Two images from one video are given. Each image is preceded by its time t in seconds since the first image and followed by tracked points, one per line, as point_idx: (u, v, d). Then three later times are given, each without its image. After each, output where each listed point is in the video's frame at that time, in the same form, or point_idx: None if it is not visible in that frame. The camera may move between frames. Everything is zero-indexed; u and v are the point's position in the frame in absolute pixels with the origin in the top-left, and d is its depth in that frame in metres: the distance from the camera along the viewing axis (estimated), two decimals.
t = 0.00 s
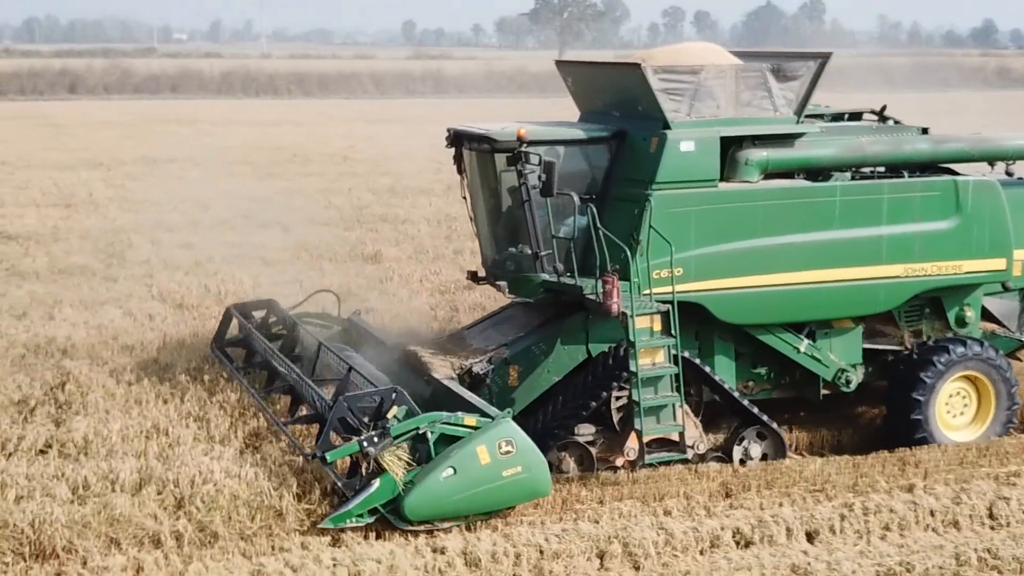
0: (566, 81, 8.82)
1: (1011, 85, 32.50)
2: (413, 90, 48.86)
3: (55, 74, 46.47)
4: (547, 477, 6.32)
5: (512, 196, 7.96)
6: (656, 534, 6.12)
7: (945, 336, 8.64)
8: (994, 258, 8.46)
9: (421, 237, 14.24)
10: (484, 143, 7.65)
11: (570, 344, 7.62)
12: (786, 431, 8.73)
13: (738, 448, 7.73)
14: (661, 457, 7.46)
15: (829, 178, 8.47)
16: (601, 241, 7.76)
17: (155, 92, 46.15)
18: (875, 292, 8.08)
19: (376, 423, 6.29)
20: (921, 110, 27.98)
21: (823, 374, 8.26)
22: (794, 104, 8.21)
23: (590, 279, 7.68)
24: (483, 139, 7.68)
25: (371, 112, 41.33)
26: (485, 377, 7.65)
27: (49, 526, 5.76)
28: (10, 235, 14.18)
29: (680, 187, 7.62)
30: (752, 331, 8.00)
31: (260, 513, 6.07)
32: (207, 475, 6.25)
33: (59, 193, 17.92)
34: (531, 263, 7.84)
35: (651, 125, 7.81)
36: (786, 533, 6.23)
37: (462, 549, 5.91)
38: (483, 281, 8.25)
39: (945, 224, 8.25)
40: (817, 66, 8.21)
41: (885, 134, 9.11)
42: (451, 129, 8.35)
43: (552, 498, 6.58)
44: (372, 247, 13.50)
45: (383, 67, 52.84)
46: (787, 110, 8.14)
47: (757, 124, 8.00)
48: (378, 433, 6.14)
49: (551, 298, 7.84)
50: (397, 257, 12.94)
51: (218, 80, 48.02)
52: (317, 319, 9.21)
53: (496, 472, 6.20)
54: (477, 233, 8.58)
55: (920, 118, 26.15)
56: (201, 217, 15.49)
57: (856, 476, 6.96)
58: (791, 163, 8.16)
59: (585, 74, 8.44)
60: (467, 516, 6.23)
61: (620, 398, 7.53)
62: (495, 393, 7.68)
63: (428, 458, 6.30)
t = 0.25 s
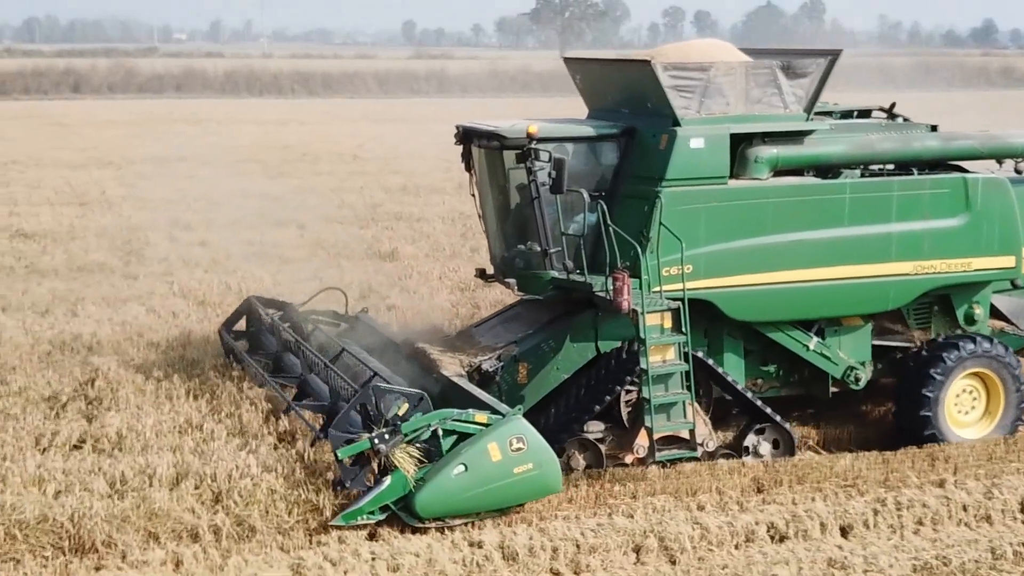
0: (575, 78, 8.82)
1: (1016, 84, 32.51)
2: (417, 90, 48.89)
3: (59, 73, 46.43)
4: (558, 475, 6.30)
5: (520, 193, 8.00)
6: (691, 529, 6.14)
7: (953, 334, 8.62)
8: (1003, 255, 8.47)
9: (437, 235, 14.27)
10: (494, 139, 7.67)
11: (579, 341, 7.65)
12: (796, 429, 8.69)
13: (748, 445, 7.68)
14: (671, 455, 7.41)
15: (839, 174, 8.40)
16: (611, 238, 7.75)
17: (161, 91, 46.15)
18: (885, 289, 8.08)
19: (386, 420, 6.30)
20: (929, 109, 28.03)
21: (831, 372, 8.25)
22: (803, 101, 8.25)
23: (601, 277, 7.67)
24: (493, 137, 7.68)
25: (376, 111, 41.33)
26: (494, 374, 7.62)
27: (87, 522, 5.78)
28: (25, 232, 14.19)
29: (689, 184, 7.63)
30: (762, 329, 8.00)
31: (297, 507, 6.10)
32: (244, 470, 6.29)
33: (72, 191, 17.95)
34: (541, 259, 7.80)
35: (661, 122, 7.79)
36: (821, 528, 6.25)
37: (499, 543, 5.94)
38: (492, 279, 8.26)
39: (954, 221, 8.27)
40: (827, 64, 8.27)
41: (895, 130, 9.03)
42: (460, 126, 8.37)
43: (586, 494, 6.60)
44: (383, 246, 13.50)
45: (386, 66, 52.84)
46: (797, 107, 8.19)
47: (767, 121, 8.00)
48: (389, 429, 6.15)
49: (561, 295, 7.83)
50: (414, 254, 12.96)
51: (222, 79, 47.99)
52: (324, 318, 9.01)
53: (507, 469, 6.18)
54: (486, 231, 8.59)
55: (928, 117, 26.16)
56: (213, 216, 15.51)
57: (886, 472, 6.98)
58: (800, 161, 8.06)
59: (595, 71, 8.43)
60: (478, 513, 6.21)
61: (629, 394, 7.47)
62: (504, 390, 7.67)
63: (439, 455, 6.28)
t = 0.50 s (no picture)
0: (584, 74, 8.81)
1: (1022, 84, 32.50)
2: (420, 89, 48.92)
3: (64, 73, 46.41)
4: (566, 470, 6.30)
5: (529, 189, 7.92)
6: (725, 522, 6.16)
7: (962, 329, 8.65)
8: (1012, 251, 8.45)
9: (453, 233, 14.29)
10: (503, 136, 7.69)
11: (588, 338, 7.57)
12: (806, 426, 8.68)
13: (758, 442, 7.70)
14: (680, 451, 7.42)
15: (847, 171, 8.42)
16: (620, 234, 7.79)
17: (167, 90, 46.18)
18: (894, 285, 8.08)
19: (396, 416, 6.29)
20: (937, 108, 28.10)
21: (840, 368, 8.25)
22: (813, 97, 8.24)
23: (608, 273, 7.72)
24: (501, 133, 7.70)
25: (381, 110, 41.34)
26: (503, 371, 7.55)
27: (127, 514, 5.82)
28: (40, 229, 14.23)
29: (698, 181, 7.63)
30: (771, 325, 8.00)
31: (332, 500, 6.13)
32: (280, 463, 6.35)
33: (85, 189, 17.99)
34: (549, 256, 7.79)
35: (670, 118, 7.83)
36: (854, 522, 6.27)
37: (535, 537, 5.97)
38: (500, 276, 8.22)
39: (963, 218, 8.25)
40: (836, 60, 8.24)
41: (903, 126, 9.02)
42: (468, 123, 8.36)
43: (620, 489, 6.61)
44: (395, 243, 13.53)
45: (391, 66, 52.85)
46: (806, 103, 8.17)
47: (776, 118, 8.00)
48: (398, 426, 6.14)
49: (569, 291, 7.85)
50: (430, 252, 12.99)
51: (226, 79, 47.98)
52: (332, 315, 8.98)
53: (516, 465, 6.18)
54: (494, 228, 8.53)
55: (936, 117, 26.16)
56: (226, 214, 15.54)
57: (916, 466, 7.01)
58: (809, 158, 8.07)
59: (604, 68, 8.42)
60: (487, 510, 6.20)
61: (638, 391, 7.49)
62: (513, 387, 7.59)
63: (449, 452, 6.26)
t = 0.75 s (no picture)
0: (590, 72, 8.76)
1: None
2: (424, 89, 48.98)
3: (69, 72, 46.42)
4: (577, 468, 6.27)
5: (536, 187, 7.98)
6: (759, 516, 6.19)
7: (970, 327, 8.67)
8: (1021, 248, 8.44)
9: (469, 230, 14.33)
10: (510, 133, 7.62)
11: (596, 335, 7.54)
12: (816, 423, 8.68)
13: (762, 440, 7.75)
14: (689, 448, 7.42)
15: (856, 168, 8.49)
16: (628, 231, 7.78)
17: (172, 89, 46.21)
18: (902, 282, 8.08)
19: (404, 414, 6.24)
20: (945, 106, 28.16)
21: (848, 365, 8.26)
22: (821, 94, 8.20)
23: (617, 271, 7.72)
24: (509, 130, 7.64)
25: (386, 110, 41.38)
26: (510, 369, 7.56)
27: (165, 508, 5.84)
28: (55, 227, 14.26)
29: (705, 178, 7.63)
30: (779, 322, 8.01)
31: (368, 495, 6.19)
32: (317, 459, 6.44)
33: (98, 187, 18.04)
34: (557, 253, 7.82)
35: (678, 115, 7.78)
36: (886, 516, 6.29)
37: (570, 530, 6.00)
38: (508, 273, 8.26)
39: (971, 215, 8.24)
40: (844, 56, 8.21)
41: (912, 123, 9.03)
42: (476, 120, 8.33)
43: (653, 483, 6.62)
44: (407, 241, 13.55)
45: (395, 65, 52.88)
46: (814, 100, 8.15)
47: (785, 114, 8.02)
48: (407, 423, 6.11)
49: (578, 287, 7.89)
50: (447, 249, 13.02)
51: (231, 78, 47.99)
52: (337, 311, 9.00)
53: (525, 463, 6.17)
54: (501, 225, 8.53)
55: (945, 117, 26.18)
56: (239, 212, 15.58)
57: (946, 461, 7.05)
58: (817, 154, 8.13)
59: (611, 66, 8.38)
60: (498, 507, 6.20)
61: (647, 388, 7.51)
62: (521, 383, 7.63)
63: (457, 449, 6.26)
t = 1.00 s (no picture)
0: (598, 68, 8.76)
1: None
2: (428, 88, 49.06)
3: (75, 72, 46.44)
4: (585, 464, 6.27)
5: (543, 183, 7.98)
6: (792, 511, 6.21)
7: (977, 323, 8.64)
8: None
9: (483, 227, 14.38)
10: (517, 129, 7.56)
11: (603, 332, 7.53)
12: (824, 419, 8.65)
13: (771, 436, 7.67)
14: (698, 444, 7.41)
15: (863, 164, 8.44)
16: (637, 228, 7.74)
17: (178, 88, 46.24)
18: (909, 278, 8.07)
19: (411, 410, 6.23)
20: (954, 105, 28.23)
21: (857, 362, 8.24)
22: (829, 91, 8.24)
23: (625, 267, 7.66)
24: (516, 126, 7.58)
25: (392, 109, 41.44)
26: (519, 365, 7.56)
27: (202, 501, 5.89)
28: (69, 225, 14.28)
29: (714, 174, 7.59)
30: (786, 319, 7.98)
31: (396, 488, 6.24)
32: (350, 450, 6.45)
33: (110, 186, 18.07)
34: (565, 250, 7.79)
35: (686, 112, 7.77)
36: (917, 510, 6.30)
37: (604, 524, 6.01)
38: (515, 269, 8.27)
39: (978, 211, 8.25)
40: (852, 52, 8.24)
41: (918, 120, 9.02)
42: (483, 117, 8.34)
43: (683, 478, 6.64)
44: (420, 239, 13.57)
45: (399, 64, 52.95)
46: (822, 96, 8.18)
47: (793, 110, 8.01)
48: (416, 420, 6.11)
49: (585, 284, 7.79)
50: (462, 246, 13.07)
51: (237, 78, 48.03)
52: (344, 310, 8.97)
53: (534, 459, 6.16)
54: (510, 222, 8.56)
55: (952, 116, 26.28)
56: (251, 210, 15.59)
57: (974, 456, 7.08)
58: (824, 151, 8.14)
59: (619, 62, 8.37)
60: (506, 504, 6.19)
61: (654, 384, 7.52)
62: (529, 380, 7.58)
63: (467, 445, 6.26)
